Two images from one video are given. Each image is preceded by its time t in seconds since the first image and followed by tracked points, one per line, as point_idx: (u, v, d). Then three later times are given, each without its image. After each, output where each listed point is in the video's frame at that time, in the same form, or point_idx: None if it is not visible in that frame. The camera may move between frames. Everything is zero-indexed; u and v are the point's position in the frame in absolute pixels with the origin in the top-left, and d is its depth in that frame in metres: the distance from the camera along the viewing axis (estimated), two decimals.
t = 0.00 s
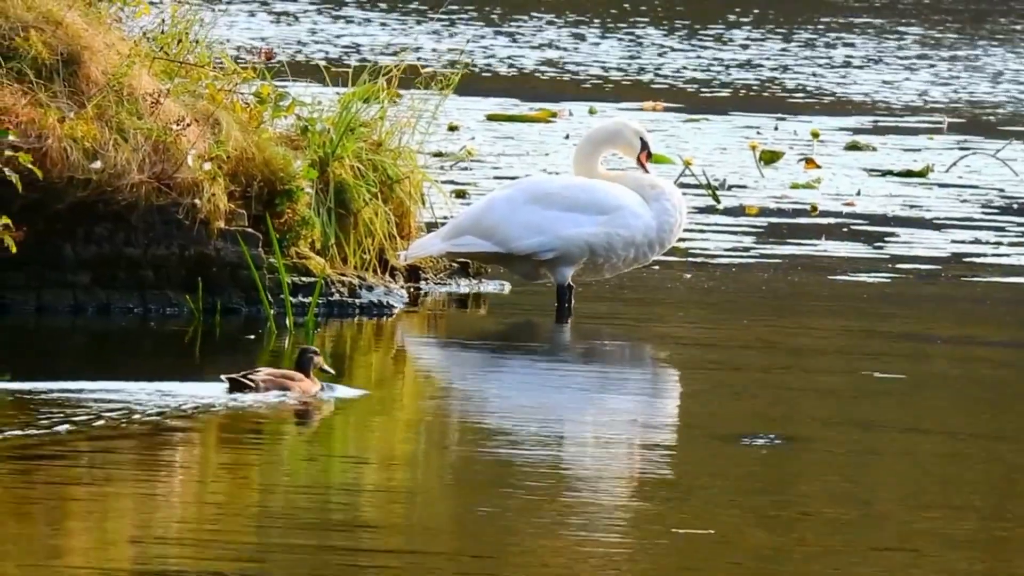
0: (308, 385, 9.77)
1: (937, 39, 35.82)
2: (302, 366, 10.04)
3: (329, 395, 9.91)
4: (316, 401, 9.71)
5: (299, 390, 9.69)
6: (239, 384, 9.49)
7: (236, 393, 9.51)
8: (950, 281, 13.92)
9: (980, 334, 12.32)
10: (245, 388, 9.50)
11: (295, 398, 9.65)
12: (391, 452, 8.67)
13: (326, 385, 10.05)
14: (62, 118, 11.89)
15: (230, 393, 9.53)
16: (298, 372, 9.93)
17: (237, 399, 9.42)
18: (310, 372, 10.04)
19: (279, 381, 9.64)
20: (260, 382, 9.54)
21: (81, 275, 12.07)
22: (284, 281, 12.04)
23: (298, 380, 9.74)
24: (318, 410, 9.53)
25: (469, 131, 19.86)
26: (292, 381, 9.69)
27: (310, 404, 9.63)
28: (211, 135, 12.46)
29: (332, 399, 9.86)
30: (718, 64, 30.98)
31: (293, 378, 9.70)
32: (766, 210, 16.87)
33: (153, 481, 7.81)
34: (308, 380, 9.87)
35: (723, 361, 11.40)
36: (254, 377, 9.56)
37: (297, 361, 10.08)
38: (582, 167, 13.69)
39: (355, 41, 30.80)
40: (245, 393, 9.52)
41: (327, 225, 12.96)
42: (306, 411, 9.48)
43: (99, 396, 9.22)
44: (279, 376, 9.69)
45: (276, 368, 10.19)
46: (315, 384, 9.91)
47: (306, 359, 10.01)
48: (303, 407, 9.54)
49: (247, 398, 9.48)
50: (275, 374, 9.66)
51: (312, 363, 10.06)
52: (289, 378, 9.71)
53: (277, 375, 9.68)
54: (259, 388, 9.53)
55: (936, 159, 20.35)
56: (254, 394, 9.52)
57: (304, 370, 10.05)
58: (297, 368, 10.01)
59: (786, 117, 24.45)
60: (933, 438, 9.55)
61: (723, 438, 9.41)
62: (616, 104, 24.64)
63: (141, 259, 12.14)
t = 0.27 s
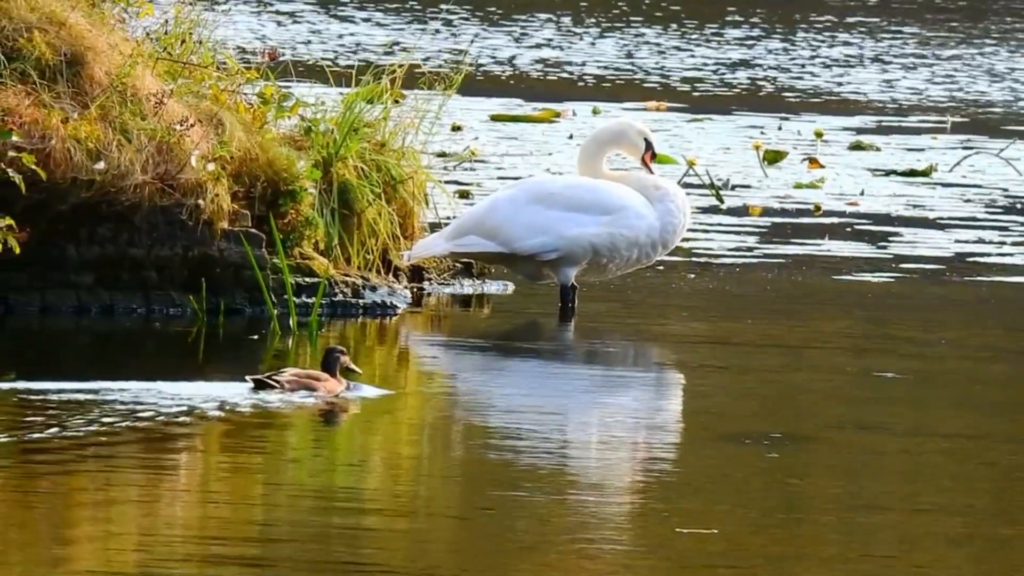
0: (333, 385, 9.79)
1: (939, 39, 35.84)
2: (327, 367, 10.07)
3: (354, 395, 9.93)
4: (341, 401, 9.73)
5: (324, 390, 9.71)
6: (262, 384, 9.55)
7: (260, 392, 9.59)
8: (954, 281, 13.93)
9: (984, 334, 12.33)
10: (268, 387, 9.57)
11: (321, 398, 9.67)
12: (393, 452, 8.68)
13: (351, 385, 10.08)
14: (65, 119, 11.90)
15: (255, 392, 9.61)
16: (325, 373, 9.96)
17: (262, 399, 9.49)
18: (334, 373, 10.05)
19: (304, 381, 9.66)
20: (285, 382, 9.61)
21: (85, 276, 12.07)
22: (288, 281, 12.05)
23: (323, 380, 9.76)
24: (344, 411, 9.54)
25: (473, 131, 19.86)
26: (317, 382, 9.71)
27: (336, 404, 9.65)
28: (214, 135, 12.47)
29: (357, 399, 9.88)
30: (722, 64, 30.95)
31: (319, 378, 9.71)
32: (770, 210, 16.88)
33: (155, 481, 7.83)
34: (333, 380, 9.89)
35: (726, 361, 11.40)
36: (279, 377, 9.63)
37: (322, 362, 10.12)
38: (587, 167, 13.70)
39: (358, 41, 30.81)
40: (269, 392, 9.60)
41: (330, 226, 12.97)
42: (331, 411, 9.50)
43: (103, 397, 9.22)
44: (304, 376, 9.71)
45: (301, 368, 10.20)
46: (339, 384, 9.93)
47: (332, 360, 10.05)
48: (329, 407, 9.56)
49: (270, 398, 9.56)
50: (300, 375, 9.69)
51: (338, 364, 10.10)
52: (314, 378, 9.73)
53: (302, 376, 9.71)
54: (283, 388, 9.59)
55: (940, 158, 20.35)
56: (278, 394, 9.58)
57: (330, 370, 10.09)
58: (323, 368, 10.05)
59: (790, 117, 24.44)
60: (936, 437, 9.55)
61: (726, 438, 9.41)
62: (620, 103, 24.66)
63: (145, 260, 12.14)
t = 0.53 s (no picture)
0: (356, 382, 9.85)
1: (940, 36, 35.84)
2: (351, 365, 10.16)
3: (377, 392, 9.99)
4: (364, 398, 9.79)
5: (348, 387, 9.76)
6: (287, 381, 9.52)
7: (283, 390, 9.55)
8: (957, 278, 13.93)
9: (986, 331, 12.33)
10: (292, 385, 9.54)
11: (345, 396, 9.72)
12: (397, 449, 8.69)
13: (375, 382, 10.18)
14: (67, 118, 11.91)
15: (278, 391, 9.57)
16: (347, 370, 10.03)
17: (285, 399, 9.47)
18: (359, 370, 10.14)
19: (328, 378, 9.70)
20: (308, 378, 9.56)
21: (87, 275, 12.05)
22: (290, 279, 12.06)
23: (347, 377, 9.80)
24: (370, 408, 9.60)
25: (475, 130, 19.85)
26: (341, 379, 9.75)
27: (359, 402, 9.71)
28: (216, 134, 12.47)
29: (380, 396, 9.94)
30: (723, 62, 30.94)
31: (342, 375, 9.76)
32: (772, 208, 16.87)
33: (159, 480, 7.83)
34: (355, 376, 9.94)
35: (729, 359, 11.39)
36: (303, 374, 9.60)
37: (346, 360, 10.20)
38: (589, 165, 13.69)
39: (359, 40, 30.78)
40: (290, 391, 9.55)
41: (333, 224, 12.96)
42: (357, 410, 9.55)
43: (106, 398, 9.20)
44: (328, 373, 9.75)
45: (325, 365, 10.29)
46: (362, 380, 9.98)
47: (355, 358, 10.13)
48: (354, 405, 9.61)
49: (294, 396, 9.54)
50: (323, 372, 9.71)
51: (362, 361, 10.19)
52: (338, 375, 9.77)
53: (326, 373, 9.73)
54: (307, 385, 9.58)
55: (942, 156, 20.35)
56: (302, 391, 9.56)
57: (354, 368, 10.18)
58: (347, 366, 10.14)
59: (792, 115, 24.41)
60: (939, 435, 9.55)
61: (729, 436, 9.41)
62: (622, 102, 24.66)
63: (147, 259, 12.12)
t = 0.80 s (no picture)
0: (380, 379, 9.84)
1: (942, 35, 35.84)
2: (372, 361, 10.22)
3: (400, 391, 9.99)
4: (387, 397, 9.78)
5: (371, 385, 9.75)
6: (309, 378, 9.57)
7: (307, 388, 9.60)
8: (958, 278, 13.93)
9: (985, 331, 12.34)
10: (315, 382, 9.59)
11: (368, 394, 9.71)
12: (396, 447, 8.70)
13: (396, 379, 10.22)
14: (69, 115, 11.92)
15: (301, 389, 9.63)
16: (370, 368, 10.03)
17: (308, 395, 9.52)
18: (380, 368, 10.18)
19: (352, 376, 9.70)
20: (332, 376, 9.61)
21: (89, 272, 12.03)
22: (291, 277, 12.06)
23: (371, 374, 9.80)
24: (393, 406, 9.61)
25: (477, 128, 19.85)
26: (365, 376, 9.75)
27: (382, 401, 9.70)
28: (218, 132, 12.47)
29: (403, 394, 9.95)
30: (723, 60, 30.95)
31: (366, 373, 9.76)
32: (774, 207, 16.89)
33: (158, 477, 7.84)
34: (380, 373, 9.93)
35: (731, 358, 11.39)
36: (327, 371, 9.63)
37: (367, 357, 10.26)
38: (591, 164, 13.69)
39: (360, 38, 30.81)
40: (315, 389, 9.61)
41: (334, 223, 12.96)
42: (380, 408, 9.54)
43: (107, 396, 9.21)
44: (352, 371, 9.74)
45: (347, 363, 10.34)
46: (386, 377, 9.97)
47: (376, 355, 10.19)
48: (376, 403, 9.61)
49: (317, 394, 9.58)
50: (347, 370, 9.71)
51: (383, 358, 10.24)
52: (362, 373, 9.76)
53: (350, 371, 9.73)
54: (332, 383, 9.61)
55: (944, 156, 20.35)
56: (324, 389, 9.60)
57: (375, 366, 10.22)
58: (368, 363, 10.20)
59: (793, 114, 24.42)
60: (939, 434, 9.56)
61: (730, 435, 9.41)
62: (624, 100, 24.68)
63: (149, 257, 12.13)
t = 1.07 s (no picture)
0: (399, 377, 9.96)
1: (940, 34, 35.83)
2: (390, 360, 10.32)
3: (419, 388, 10.11)
4: (407, 394, 9.89)
5: (390, 383, 9.88)
6: (329, 377, 9.70)
7: (328, 387, 9.73)
8: (957, 277, 13.93)
9: (985, 330, 12.34)
10: (335, 380, 9.71)
11: (388, 392, 9.82)
12: (396, 447, 8.70)
13: (415, 377, 10.32)
14: (68, 114, 11.91)
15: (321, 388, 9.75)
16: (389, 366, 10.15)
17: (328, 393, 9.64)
18: (399, 365, 10.30)
19: (371, 374, 9.83)
20: (352, 374, 9.75)
21: (88, 272, 12.04)
22: (291, 277, 12.06)
23: (389, 373, 9.93)
24: (411, 402, 9.72)
25: (477, 127, 19.85)
26: (383, 374, 9.88)
27: (403, 397, 9.81)
28: (218, 131, 12.46)
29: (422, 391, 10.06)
30: (722, 60, 30.94)
31: (385, 372, 9.88)
32: (773, 206, 16.88)
33: (158, 478, 7.83)
34: (398, 372, 10.05)
35: (731, 357, 11.39)
36: (346, 370, 9.77)
37: (385, 357, 10.35)
38: (590, 164, 13.69)
39: (358, 37, 30.82)
40: (335, 387, 9.73)
41: (334, 222, 12.95)
42: (399, 405, 9.64)
43: (108, 395, 9.20)
44: (370, 370, 9.88)
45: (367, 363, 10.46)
46: (404, 377, 10.08)
47: (394, 353, 10.29)
48: (395, 399, 9.73)
49: (337, 392, 9.70)
50: (366, 368, 9.85)
51: (401, 356, 10.34)
52: (380, 372, 9.88)
53: (369, 370, 9.87)
54: (351, 381, 9.73)
55: (943, 155, 20.35)
56: (344, 387, 9.73)
57: (394, 364, 10.34)
58: (386, 361, 10.29)
59: (792, 114, 24.41)
60: (940, 433, 9.56)
61: (731, 434, 9.41)
62: (623, 99, 24.67)
63: (148, 256, 12.12)
